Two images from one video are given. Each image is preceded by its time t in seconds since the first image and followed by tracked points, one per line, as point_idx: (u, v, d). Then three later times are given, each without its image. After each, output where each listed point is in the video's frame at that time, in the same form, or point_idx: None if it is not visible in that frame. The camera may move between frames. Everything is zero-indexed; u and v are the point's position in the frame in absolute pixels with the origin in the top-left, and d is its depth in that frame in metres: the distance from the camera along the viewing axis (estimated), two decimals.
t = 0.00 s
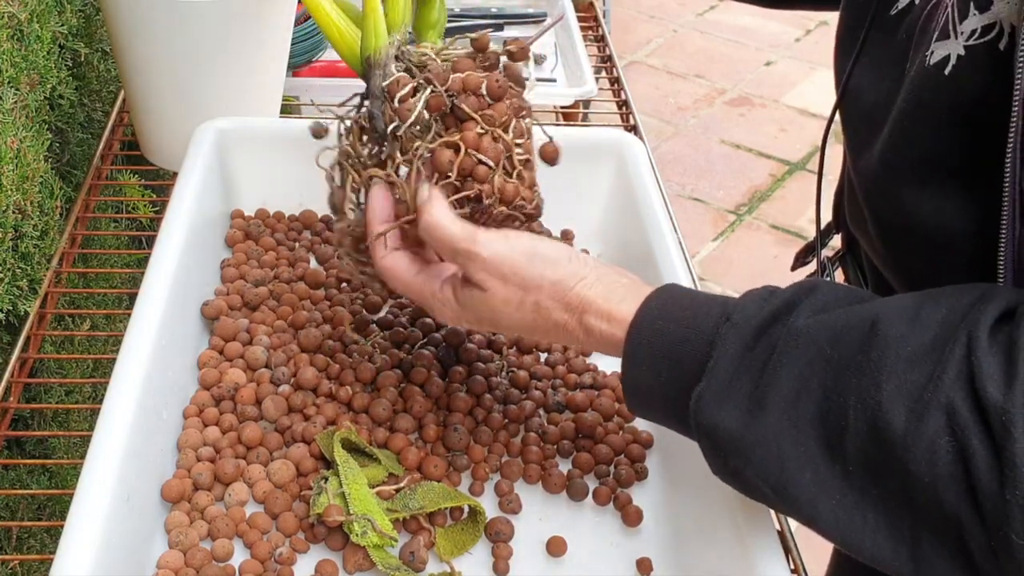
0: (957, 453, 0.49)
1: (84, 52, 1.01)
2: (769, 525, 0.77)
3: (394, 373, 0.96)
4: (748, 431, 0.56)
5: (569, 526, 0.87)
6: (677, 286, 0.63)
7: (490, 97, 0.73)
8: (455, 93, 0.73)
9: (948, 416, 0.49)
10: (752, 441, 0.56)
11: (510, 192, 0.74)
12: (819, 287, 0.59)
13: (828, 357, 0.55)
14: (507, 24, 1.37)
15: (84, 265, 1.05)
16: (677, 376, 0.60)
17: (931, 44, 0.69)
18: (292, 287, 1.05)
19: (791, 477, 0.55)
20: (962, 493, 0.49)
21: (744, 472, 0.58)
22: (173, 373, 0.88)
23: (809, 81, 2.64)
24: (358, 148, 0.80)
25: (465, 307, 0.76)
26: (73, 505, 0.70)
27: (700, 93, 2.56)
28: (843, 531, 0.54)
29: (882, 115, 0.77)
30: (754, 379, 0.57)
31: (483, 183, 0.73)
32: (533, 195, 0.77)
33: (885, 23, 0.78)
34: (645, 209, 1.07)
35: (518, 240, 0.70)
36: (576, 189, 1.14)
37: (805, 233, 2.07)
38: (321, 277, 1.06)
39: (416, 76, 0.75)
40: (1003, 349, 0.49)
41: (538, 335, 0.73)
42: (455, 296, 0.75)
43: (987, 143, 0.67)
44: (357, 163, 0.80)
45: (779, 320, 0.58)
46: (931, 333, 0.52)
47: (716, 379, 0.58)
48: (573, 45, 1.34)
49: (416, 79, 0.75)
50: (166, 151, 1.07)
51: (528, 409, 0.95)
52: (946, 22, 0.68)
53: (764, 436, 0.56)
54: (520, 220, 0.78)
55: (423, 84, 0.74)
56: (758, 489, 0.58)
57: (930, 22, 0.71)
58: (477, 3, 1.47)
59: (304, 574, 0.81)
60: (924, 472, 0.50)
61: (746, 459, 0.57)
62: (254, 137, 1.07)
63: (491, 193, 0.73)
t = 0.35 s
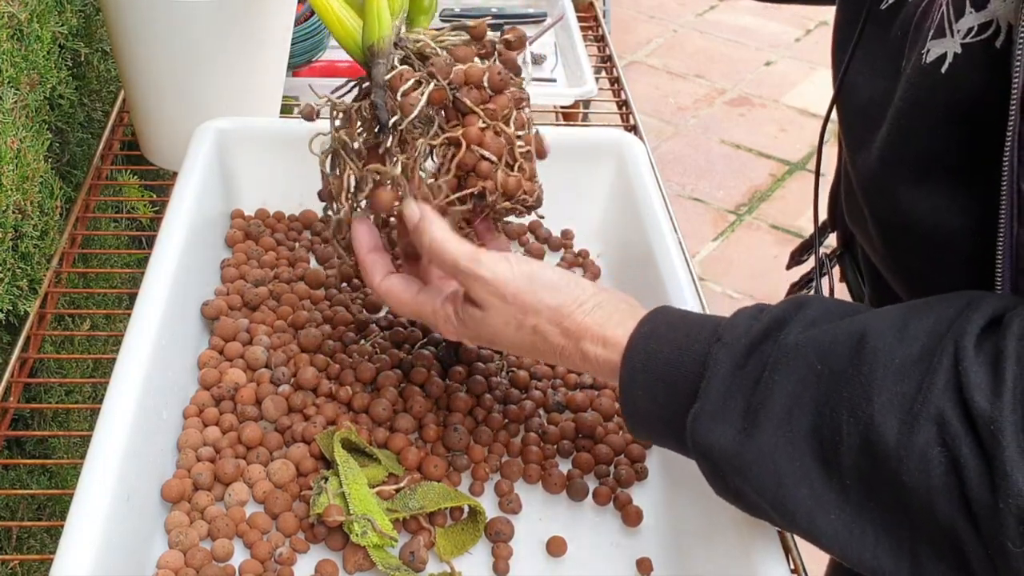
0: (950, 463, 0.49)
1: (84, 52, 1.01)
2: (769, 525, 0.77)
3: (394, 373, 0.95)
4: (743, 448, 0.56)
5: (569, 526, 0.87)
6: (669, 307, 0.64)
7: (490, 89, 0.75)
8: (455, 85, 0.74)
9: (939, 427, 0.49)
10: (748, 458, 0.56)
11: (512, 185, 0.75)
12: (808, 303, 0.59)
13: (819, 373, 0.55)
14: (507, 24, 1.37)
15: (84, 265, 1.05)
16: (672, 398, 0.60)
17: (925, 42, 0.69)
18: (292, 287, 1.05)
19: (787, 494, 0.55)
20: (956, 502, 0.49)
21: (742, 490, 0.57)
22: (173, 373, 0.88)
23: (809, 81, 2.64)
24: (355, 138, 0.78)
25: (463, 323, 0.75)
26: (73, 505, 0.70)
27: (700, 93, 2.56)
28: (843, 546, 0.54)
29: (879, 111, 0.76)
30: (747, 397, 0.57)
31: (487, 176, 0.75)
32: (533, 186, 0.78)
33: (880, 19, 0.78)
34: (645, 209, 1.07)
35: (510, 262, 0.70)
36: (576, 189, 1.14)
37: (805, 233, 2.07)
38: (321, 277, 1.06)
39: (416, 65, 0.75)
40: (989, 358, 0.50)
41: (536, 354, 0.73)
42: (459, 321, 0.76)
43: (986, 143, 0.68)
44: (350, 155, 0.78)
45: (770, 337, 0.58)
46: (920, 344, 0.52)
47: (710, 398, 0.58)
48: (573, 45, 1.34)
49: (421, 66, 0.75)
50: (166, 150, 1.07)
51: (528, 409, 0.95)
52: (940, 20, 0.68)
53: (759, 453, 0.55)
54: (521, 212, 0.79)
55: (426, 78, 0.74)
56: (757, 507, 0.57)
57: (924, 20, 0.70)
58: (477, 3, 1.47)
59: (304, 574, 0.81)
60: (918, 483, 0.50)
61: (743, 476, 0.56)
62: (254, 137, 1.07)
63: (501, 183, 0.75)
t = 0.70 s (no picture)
0: (943, 462, 0.49)
1: (84, 52, 1.01)
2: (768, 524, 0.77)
3: (394, 373, 0.95)
4: (736, 445, 0.56)
5: (570, 526, 0.87)
6: (662, 303, 0.64)
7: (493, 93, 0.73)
8: (458, 91, 0.73)
9: (933, 425, 0.49)
10: (740, 454, 0.56)
11: (515, 187, 0.75)
12: (803, 300, 0.59)
13: (813, 369, 0.55)
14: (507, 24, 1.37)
15: (84, 265, 1.05)
16: (665, 394, 0.60)
17: (921, 40, 0.69)
18: (292, 287, 1.05)
19: (779, 490, 0.55)
20: (949, 500, 0.49)
21: (734, 486, 0.57)
22: (172, 373, 0.88)
23: (810, 81, 2.64)
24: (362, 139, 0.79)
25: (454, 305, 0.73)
26: (73, 505, 0.70)
27: (700, 93, 2.56)
28: (835, 543, 0.54)
29: (875, 107, 0.76)
30: (740, 394, 0.57)
31: (491, 181, 0.74)
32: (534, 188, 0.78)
33: (873, 14, 0.77)
34: (645, 209, 1.07)
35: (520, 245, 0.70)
36: (576, 188, 1.14)
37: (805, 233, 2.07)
38: (321, 277, 1.06)
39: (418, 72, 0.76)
40: (985, 356, 0.49)
41: (533, 350, 0.72)
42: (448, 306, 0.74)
43: (980, 144, 0.68)
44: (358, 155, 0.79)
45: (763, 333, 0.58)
46: (914, 342, 0.52)
47: (703, 394, 0.58)
48: (573, 45, 1.34)
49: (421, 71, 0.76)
50: (166, 150, 1.07)
51: (528, 409, 0.95)
52: (936, 19, 0.67)
53: (751, 449, 0.55)
54: (524, 215, 0.79)
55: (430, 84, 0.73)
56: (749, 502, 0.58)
57: (917, 17, 0.70)
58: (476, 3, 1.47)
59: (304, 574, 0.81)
60: (911, 481, 0.50)
61: (735, 472, 0.56)
62: (254, 137, 1.07)
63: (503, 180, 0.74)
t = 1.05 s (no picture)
0: (937, 465, 0.49)
1: (84, 52, 1.01)
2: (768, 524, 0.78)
3: (394, 373, 0.95)
4: (729, 456, 0.56)
5: (570, 526, 0.87)
6: (652, 316, 0.64)
7: (502, 118, 0.74)
8: (470, 115, 0.74)
9: (925, 429, 0.49)
10: (733, 465, 0.55)
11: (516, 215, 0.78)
12: (792, 309, 0.59)
13: (803, 377, 0.55)
14: (507, 24, 1.37)
15: (84, 265, 1.05)
16: (658, 408, 0.60)
17: (919, 36, 0.69)
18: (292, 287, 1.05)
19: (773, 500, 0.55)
20: (945, 503, 0.49)
21: (727, 498, 0.57)
22: (172, 373, 0.88)
23: (810, 81, 2.64)
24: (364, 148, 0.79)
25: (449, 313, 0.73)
26: (73, 505, 0.70)
27: (700, 93, 2.56)
28: (831, 551, 0.54)
29: (872, 102, 0.76)
30: (731, 404, 0.57)
31: (495, 210, 0.76)
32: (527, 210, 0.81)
33: (869, 11, 0.77)
34: (645, 209, 1.07)
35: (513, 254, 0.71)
36: (576, 188, 1.14)
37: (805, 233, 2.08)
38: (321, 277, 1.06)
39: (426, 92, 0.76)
40: (974, 357, 0.50)
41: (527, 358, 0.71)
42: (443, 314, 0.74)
43: (976, 141, 0.67)
44: (359, 168, 0.79)
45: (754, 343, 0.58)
46: (904, 346, 0.52)
47: (695, 406, 0.57)
48: (573, 45, 1.34)
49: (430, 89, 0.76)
50: (166, 150, 1.07)
51: (528, 409, 0.95)
52: (933, 15, 0.67)
53: (744, 459, 0.55)
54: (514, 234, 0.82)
55: (447, 114, 0.73)
56: (744, 515, 0.57)
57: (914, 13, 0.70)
58: (476, 3, 1.47)
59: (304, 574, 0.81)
60: (905, 486, 0.50)
61: (729, 484, 0.56)
62: (254, 137, 1.07)
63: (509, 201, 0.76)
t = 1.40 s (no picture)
0: (965, 441, 0.49)
1: (84, 52, 1.01)
2: (768, 525, 0.77)
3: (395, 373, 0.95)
4: (759, 396, 0.54)
5: (570, 526, 0.87)
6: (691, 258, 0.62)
7: (491, 141, 0.77)
8: (459, 141, 0.76)
9: (959, 402, 0.49)
10: (762, 407, 0.54)
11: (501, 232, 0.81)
12: (834, 267, 0.59)
13: (841, 333, 0.54)
14: (507, 24, 1.37)
15: (84, 265, 1.05)
16: (688, 339, 0.58)
17: (919, 36, 0.69)
18: (292, 287, 1.05)
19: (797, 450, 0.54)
20: (968, 480, 0.49)
21: (748, 441, 0.56)
22: (172, 373, 0.88)
23: (810, 81, 2.64)
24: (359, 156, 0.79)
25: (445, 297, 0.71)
26: (73, 505, 0.70)
27: (700, 93, 2.56)
28: (845, 511, 0.53)
29: (867, 100, 0.76)
30: (769, 346, 0.56)
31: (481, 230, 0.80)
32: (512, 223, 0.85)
33: (868, 12, 0.77)
34: (646, 209, 1.07)
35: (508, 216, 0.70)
36: (576, 188, 1.14)
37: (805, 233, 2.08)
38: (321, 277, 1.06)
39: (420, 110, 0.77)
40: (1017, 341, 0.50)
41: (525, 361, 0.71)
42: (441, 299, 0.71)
43: (976, 142, 0.67)
44: (358, 173, 0.79)
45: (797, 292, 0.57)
46: (945, 319, 0.52)
47: (731, 342, 0.56)
48: (573, 45, 1.34)
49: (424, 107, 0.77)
50: (166, 151, 1.07)
51: (528, 409, 0.95)
52: (935, 14, 0.68)
53: (774, 403, 0.54)
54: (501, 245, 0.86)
55: (437, 145, 0.76)
56: (760, 463, 0.56)
57: (915, 13, 0.70)
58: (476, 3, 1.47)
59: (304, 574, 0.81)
60: (929, 456, 0.50)
61: (754, 427, 0.55)
62: (254, 137, 1.07)
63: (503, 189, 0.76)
